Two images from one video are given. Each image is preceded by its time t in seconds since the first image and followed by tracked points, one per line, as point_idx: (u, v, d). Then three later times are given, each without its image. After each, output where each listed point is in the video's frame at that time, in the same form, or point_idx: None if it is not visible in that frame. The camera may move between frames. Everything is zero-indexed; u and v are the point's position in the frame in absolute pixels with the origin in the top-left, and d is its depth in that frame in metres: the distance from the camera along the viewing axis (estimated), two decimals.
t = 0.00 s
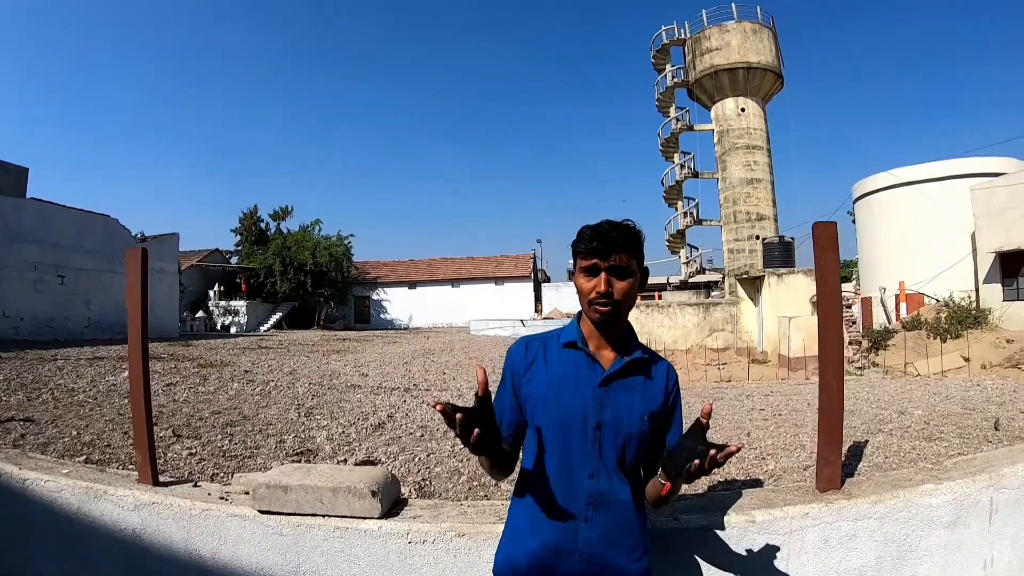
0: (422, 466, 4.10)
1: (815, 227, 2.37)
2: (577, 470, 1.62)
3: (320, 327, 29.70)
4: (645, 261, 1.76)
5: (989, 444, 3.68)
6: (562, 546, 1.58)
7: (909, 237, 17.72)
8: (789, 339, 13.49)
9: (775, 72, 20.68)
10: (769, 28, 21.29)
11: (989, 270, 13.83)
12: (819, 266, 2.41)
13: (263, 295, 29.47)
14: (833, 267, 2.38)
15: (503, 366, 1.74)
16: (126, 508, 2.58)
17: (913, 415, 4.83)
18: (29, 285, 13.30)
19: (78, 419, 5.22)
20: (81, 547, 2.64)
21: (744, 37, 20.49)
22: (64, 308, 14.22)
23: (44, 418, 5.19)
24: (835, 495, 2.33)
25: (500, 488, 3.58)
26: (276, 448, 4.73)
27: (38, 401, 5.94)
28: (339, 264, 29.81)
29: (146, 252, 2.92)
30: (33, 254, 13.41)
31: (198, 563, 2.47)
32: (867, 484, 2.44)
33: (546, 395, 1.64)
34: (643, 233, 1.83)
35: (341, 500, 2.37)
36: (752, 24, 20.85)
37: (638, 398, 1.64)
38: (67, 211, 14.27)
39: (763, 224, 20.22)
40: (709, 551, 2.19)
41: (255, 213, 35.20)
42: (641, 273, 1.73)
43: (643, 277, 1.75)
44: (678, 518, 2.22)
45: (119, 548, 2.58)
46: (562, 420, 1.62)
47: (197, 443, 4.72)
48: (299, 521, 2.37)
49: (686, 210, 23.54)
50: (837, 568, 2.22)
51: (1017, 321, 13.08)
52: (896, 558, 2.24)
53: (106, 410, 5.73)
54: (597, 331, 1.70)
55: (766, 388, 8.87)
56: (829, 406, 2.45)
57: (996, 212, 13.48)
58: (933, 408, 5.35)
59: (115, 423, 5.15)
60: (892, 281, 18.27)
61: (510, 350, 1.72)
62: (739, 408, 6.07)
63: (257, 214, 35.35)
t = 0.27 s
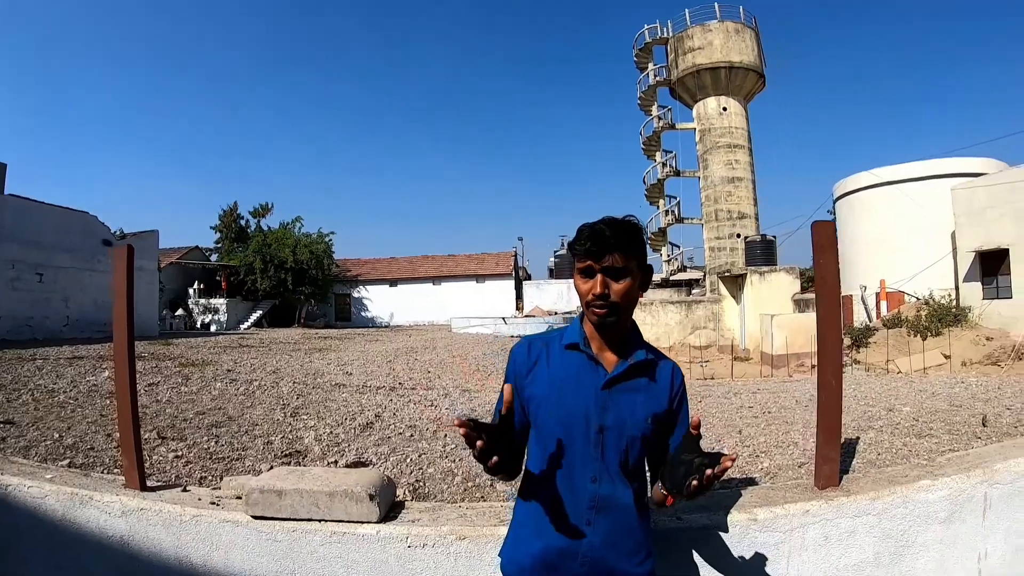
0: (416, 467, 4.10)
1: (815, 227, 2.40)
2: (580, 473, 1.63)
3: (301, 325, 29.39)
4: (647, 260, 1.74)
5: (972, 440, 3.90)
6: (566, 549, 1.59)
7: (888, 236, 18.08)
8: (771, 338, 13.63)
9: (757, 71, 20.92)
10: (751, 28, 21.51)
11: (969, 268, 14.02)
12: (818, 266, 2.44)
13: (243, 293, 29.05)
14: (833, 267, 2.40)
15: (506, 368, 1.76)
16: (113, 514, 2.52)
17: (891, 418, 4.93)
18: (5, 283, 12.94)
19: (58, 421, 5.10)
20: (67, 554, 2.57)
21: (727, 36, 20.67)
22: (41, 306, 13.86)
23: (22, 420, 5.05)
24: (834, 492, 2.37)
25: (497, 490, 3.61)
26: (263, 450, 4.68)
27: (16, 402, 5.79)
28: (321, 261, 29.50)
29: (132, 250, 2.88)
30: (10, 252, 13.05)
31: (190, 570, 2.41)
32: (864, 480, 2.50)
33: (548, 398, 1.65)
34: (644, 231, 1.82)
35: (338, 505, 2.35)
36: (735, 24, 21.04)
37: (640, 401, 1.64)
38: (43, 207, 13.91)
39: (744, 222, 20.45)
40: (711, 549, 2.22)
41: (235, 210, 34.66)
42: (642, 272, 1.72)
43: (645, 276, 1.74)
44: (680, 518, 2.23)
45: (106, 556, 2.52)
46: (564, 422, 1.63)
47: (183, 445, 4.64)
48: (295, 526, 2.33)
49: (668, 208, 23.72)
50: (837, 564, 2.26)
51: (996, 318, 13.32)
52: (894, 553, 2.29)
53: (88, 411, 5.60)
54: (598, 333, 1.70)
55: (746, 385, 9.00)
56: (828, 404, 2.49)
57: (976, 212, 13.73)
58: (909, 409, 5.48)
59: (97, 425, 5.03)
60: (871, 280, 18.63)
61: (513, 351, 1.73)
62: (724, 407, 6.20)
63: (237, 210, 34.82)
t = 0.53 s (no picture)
0: (410, 466, 4.27)
1: (813, 227, 2.44)
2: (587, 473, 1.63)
3: (284, 324, 29.11)
4: (651, 259, 1.75)
5: (949, 438, 4.41)
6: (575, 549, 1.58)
7: (871, 235, 18.37)
8: (756, 335, 13.76)
9: (741, 70, 21.09)
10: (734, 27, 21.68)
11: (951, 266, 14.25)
12: (817, 265, 2.47)
13: (226, 291, 28.67)
14: (831, 266, 2.43)
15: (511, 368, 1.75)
16: (106, 520, 2.48)
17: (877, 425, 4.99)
18: None
19: (44, 423, 5.01)
20: (58, 562, 2.52)
21: (711, 35, 20.80)
22: (23, 305, 13.58)
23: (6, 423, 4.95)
24: (832, 487, 2.42)
25: (495, 488, 3.76)
26: (256, 451, 4.68)
27: None
28: (304, 259, 29.22)
29: (124, 246, 2.89)
30: None
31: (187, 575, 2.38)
32: (862, 475, 2.56)
33: (554, 397, 1.65)
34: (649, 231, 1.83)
35: (339, 508, 2.34)
36: (719, 23, 21.17)
37: (645, 401, 1.64)
38: (25, 204, 13.62)
39: (728, 220, 20.63)
40: (715, 544, 2.25)
41: (217, 208, 34.18)
42: (647, 272, 1.73)
43: (650, 276, 1.75)
44: (683, 515, 2.25)
45: (100, 562, 2.49)
46: (571, 423, 1.63)
47: (173, 447, 4.60)
48: (296, 530, 2.31)
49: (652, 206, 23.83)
50: (836, 558, 2.32)
51: (978, 315, 13.58)
52: (891, 546, 2.36)
53: (74, 413, 5.50)
54: (603, 332, 1.71)
55: (731, 382, 9.10)
56: (828, 401, 2.53)
57: (959, 211, 13.81)
58: (894, 410, 5.58)
59: (84, 427, 4.95)
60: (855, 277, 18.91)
61: (518, 351, 1.73)
62: (709, 409, 6.31)
63: (219, 208, 34.33)
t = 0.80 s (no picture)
0: (406, 465, 4.33)
1: (810, 225, 2.46)
2: (594, 468, 1.63)
3: (270, 322, 28.86)
4: (653, 257, 1.76)
5: (935, 436, 4.56)
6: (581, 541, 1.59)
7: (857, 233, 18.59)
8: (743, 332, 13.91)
9: (727, 70, 21.24)
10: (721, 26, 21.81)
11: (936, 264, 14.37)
12: (813, 263, 2.48)
13: (212, 290, 28.37)
14: (827, 264, 2.45)
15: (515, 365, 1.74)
16: (100, 524, 2.46)
17: (865, 423, 5.06)
18: None
19: (31, 424, 4.94)
20: (52, 565, 2.50)
21: (698, 34, 20.92)
22: (5, 304, 13.37)
23: None
24: (828, 482, 2.45)
25: (492, 486, 3.81)
26: (248, 452, 4.67)
27: None
28: (290, 257, 28.98)
29: (116, 244, 2.88)
30: None
31: None
32: (857, 470, 2.61)
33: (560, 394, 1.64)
34: (650, 230, 1.84)
35: (339, 507, 2.32)
36: (706, 22, 21.29)
37: (650, 396, 1.65)
38: (6, 201, 13.41)
39: (714, 218, 20.78)
40: (715, 539, 2.26)
41: (201, 205, 33.77)
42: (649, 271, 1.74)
43: (652, 274, 1.76)
44: (684, 510, 2.26)
45: (94, 564, 2.47)
46: (576, 418, 1.63)
47: (164, 448, 4.57)
48: (296, 531, 2.29)
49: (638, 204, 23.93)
50: (833, 551, 2.35)
51: (962, 313, 13.68)
52: (886, 539, 2.41)
53: (61, 412, 5.43)
54: (607, 330, 1.72)
55: (717, 379, 9.18)
56: (824, 397, 2.55)
57: (943, 211, 14.01)
58: (880, 408, 5.67)
59: (73, 428, 4.90)
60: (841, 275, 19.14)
61: (521, 348, 1.72)
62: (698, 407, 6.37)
63: (203, 205, 33.93)
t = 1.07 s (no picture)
0: (399, 464, 4.32)
1: (802, 226, 2.48)
2: (595, 468, 1.64)
3: (254, 321, 28.55)
4: (651, 259, 1.78)
5: (921, 434, 4.64)
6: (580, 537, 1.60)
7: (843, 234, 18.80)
8: (728, 332, 14.04)
9: (713, 71, 21.41)
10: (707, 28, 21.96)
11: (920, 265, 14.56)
12: (805, 262, 2.50)
13: (196, 288, 28.03)
14: (819, 263, 2.48)
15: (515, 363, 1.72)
16: (90, 525, 2.44)
17: (853, 422, 5.13)
18: None
19: (15, 424, 4.88)
20: (43, 567, 2.49)
21: (685, 35, 21.06)
22: None
23: None
24: (820, 479, 2.48)
25: (486, 486, 3.82)
26: (238, 451, 4.64)
27: None
28: (275, 255, 28.72)
29: (106, 241, 2.84)
30: None
31: None
32: (848, 467, 2.65)
33: (563, 393, 1.63)
34: (649, 230, 1.85)
35: (334, 508, 2.30)
36: (693, 23, 21.44)
37: (648, 395, 1.67)
38: None
39: (699, 219, 20.95)
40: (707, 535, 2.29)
41: (185, 202, 33.34)
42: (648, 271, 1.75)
43: (650, 275, 1.78)
44: (679, 507, 2.28)
45: (86, 566, 2.45)
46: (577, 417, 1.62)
47: (153, 448, 4.53)
48: (291, 531, 2.28)
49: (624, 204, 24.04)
50: (824, 547, 2.39)
51: (945, 313, 13.93)
52: (875, 535, 2.44)
53: (47, 412, 5.37)
54: (607, 329, 1.72)
55: (704, 379, 9.25)
56: (815, 395, 2.58)
57: (929, 212, 14.18)
58: (865, 407, 5.74)
59: (60, 428, 4.85)
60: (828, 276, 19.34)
61: (521, 346, 1.70)
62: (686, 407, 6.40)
63: (187, 203, 33.49)
